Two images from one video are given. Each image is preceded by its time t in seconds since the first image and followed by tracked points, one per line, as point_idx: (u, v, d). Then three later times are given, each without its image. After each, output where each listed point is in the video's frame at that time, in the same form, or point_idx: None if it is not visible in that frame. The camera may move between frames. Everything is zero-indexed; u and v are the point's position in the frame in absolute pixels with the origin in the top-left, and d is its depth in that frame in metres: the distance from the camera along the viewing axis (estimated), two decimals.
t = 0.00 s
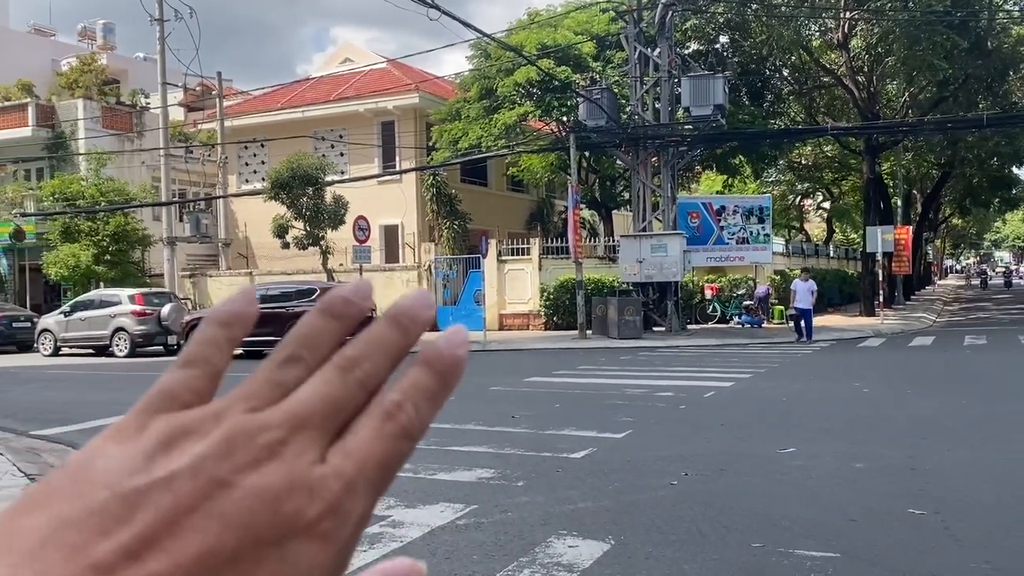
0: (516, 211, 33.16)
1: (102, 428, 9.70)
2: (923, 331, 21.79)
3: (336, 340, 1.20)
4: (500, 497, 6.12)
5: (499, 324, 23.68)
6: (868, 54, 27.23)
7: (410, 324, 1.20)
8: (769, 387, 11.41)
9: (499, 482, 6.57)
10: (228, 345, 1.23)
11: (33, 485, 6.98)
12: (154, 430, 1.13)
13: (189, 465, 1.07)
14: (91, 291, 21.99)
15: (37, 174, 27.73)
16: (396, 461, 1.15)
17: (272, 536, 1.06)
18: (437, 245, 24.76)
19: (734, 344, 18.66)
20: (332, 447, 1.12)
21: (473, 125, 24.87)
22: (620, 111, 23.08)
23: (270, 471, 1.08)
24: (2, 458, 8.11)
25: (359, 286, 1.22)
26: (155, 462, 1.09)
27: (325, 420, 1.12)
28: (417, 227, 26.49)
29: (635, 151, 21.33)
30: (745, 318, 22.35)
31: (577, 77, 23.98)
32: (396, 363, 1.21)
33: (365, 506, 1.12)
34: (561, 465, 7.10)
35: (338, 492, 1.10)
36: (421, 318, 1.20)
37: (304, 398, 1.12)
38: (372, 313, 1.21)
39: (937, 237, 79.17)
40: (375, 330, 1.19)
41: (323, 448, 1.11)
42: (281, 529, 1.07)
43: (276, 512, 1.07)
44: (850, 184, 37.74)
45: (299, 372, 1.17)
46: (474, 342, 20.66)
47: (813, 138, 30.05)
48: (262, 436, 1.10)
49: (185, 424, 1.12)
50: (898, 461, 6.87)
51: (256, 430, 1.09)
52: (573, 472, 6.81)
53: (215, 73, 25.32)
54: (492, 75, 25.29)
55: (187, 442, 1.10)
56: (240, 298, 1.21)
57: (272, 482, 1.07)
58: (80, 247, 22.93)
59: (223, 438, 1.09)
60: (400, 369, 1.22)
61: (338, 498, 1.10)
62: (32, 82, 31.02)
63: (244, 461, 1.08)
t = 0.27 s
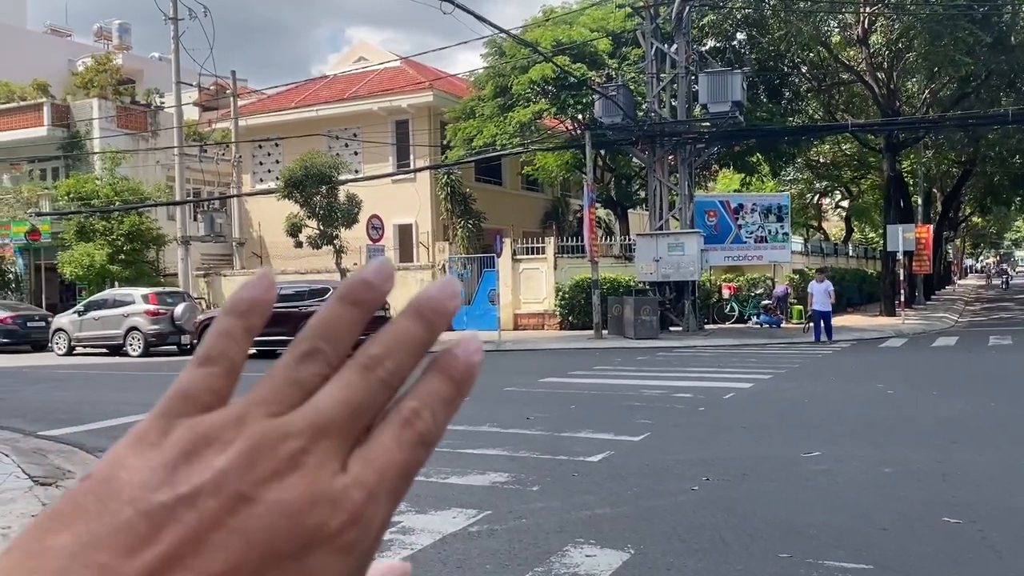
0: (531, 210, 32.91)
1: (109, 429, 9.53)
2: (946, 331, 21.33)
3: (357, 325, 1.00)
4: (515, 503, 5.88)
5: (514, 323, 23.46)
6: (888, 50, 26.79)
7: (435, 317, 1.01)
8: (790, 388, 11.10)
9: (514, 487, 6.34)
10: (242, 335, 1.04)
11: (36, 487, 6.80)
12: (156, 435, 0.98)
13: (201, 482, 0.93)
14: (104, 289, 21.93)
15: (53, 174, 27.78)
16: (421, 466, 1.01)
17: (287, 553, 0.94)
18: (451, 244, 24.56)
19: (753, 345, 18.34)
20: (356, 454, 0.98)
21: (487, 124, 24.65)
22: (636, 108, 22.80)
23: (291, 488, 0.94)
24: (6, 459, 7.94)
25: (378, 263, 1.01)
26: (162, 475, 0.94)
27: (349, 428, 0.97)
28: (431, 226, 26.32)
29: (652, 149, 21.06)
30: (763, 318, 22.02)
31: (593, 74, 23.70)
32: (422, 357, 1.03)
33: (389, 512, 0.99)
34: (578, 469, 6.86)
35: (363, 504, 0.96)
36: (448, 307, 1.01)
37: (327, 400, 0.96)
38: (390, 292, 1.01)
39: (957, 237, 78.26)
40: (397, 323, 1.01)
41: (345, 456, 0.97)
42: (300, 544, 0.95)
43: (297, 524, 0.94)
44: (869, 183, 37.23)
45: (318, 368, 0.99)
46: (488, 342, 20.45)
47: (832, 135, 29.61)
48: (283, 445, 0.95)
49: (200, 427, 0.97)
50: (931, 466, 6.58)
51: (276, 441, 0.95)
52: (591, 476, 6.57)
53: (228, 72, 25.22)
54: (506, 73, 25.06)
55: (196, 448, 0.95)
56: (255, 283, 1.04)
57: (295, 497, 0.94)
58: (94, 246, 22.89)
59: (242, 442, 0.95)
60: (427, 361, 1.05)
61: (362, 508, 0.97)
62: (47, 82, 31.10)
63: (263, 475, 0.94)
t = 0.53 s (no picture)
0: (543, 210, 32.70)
1: (117, 433, 9.42)
2: (966, 332, 20.99)
3: (357, 396, 1.25)
4: (528, 515, 5.71)
5: (526, 324, 23.26)
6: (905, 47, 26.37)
7: (436, 382, 1.25)
8: (809, 392, 10.89)
9: (527, 497, 6.17)
10: (246, 412, 1.26)
11: (39, 495, 6.66)
12: (180, 510, 1.20)
13: (224, 541, 1.14)
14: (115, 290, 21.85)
15: (65, 174, 27.74)
16: (426, 522, 1.21)
17: None
18: (462, 245, 24.35)
19: (769, 347, 18.07)
20: (362, 517, 1.18)
21: (499, 123, 24.45)
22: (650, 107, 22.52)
23: (301, 549, 1.13)
24: (10, 464, 7.81)
25: (377, 334, 1.25)
26: (184, 541, 1.16)
27: (354, 490, 1.19)
28: (443, 227, 26.18)
29: (666, 148, 20.82)
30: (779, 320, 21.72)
31: (605, 73, 23.42)
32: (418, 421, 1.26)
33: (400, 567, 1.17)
34: (594, 478, 6.68)
35: (367, 561, 1.15)
36: (445, 368, 1.25)
37: (329, 466, 1.19)
38: (388, 358, 1.26)
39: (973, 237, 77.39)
40: (398, 392, 1.25)
41: (353, 519, 1.18)
42: None
43: None
44: (885, 182, 36.76)
45: (323, 437, 1.23)
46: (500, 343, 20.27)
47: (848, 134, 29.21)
48: (289, 509, 1.16)
49: (208, 497, 1.20)
50: (957, 476, 6.40)
51: (284, 505, 1.17)
52: (606, 486, 6.40)
53: (239, 71, 25.08)
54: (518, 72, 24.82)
55: (217, 513, 1.17)
56: (259, 360, 1.26)
57: (308, 556, 1.13)
58: (106, 247, 22.80)
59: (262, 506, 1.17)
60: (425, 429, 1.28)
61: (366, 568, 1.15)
62: (60, 82, 31.13)
63: (277, 535, 1.15)
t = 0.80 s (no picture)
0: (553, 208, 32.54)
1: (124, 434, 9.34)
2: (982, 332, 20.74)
3: (253, 414, 1.18)
4: (540, 521, 5.57)
5: (536, 323, 23.12)
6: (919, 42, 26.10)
7: (339, 396, 1.16)
8: (825, 393, 10.70)
9: (541, 503, 6.02)
10: (132, 429, 1.21)
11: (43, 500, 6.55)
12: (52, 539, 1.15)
13: (100, 569, 1.08)
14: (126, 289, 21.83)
15: (76, 173, 27.73)
16: (325, 542, 1.13)
17: None
18: (472, 243, 24.23)
19: (782, 346, 17.88)
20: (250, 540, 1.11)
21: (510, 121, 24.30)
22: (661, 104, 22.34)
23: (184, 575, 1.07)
24: (15, 467, 7.71)
25: (279, 345, 1.18)
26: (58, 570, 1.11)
27: (242, 517, 1.12)
28: (453, 225, 26.06)
29: (678, 146, 20.64)
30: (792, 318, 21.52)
31: (616, 70, 23.24)
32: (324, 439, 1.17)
33: None
34: (608, 482, 6.53)
35: None
36: (352, 379, 1.14)
37: (216, 492, 1.12)
38: (289, 373, 1.17)
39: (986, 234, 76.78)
40: (301, 405, 1.17)
41: (243, 544, 1.11)
42: None
43: None
44: (898, 180, 36.44)
45: (212, 459, 1.17)
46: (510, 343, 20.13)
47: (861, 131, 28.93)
48: (169, 538, 1.10)
49: (86, 523, 1.15)
50: (982, 481, 6.22)
51: (163, 534, 1.10)
52: (619, 491, 6.25)
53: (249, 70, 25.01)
54: (529, 69, 24.67)
55: (96, 541, 1.12)
56: (147, 371, 1.20)
57: None
58: (117, 246, 22.77)
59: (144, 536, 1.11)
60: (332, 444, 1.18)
61: None
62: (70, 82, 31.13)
63: (159, 563, 1.08)
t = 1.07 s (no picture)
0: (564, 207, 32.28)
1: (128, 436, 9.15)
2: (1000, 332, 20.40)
3: (180, 303, 0.90)
4: (557, 529, 5.33)
5: (547, 323, 22.88)
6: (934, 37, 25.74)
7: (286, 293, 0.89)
8: (845, 394, 10.41)
9: (556, 509, 5.78)
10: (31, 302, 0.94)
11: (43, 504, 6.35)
12: None
13: None
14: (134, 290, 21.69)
15: (84, 173, 27.62)
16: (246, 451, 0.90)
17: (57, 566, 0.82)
18: (482, 242, 23.99)
19: (797, 346, 17.59)
20: (161, 445, 0.86)
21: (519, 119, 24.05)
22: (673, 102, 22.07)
23: (74, 485, 0.82)
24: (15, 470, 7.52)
25: (207, 249, 0.90)
26: None
27: (148, 421, 0.86)
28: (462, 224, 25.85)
29: (691, 143, 20.35)
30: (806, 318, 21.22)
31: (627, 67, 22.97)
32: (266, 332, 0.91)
33: (200, 508, 0.89)
34: (625, 487, 6.29)
35: (160, 500, 0.85)
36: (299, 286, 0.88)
37: (124, 387, 0.86)
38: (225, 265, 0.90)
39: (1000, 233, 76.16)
40: (231, 303, 0.89)
41: (148, 448, 0.86)
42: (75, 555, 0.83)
43: (70, 531, 0.83)
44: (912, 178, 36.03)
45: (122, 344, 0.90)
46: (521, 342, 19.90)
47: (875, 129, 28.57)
48: (63, 437, 0.84)
49: None
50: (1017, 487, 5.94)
51: (56, 434, 0.84)
52: (637, 497, 6.00)
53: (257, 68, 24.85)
54: (539, 67, 24.42)
55: None
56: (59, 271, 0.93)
57: (71, 502, 0.82)
58: (125, 245, 22.64)
59: (11, 445, 0.83)
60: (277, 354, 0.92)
61: (158, 508, 0.85)
62: (79, 81, 31.03)
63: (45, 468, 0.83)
